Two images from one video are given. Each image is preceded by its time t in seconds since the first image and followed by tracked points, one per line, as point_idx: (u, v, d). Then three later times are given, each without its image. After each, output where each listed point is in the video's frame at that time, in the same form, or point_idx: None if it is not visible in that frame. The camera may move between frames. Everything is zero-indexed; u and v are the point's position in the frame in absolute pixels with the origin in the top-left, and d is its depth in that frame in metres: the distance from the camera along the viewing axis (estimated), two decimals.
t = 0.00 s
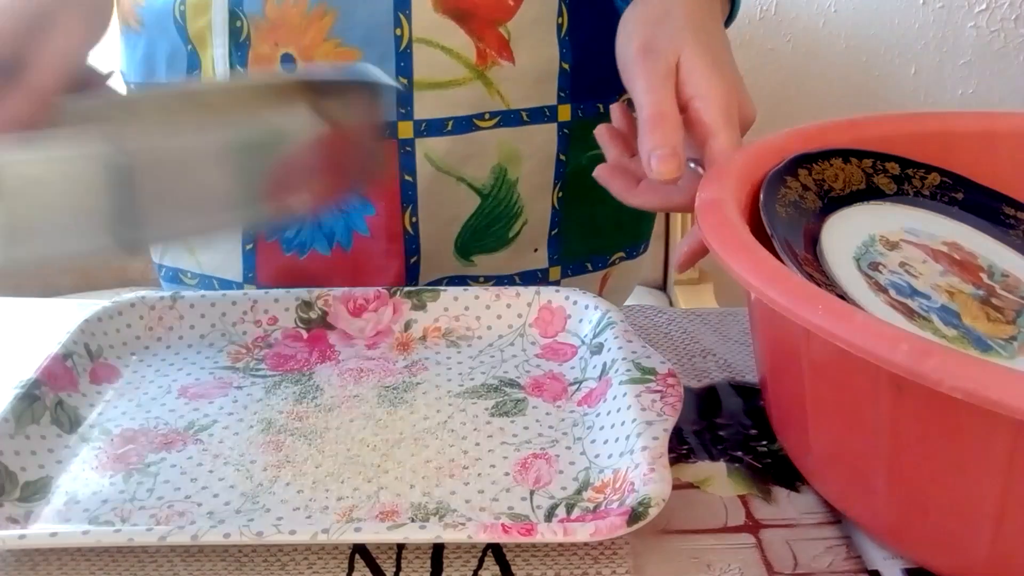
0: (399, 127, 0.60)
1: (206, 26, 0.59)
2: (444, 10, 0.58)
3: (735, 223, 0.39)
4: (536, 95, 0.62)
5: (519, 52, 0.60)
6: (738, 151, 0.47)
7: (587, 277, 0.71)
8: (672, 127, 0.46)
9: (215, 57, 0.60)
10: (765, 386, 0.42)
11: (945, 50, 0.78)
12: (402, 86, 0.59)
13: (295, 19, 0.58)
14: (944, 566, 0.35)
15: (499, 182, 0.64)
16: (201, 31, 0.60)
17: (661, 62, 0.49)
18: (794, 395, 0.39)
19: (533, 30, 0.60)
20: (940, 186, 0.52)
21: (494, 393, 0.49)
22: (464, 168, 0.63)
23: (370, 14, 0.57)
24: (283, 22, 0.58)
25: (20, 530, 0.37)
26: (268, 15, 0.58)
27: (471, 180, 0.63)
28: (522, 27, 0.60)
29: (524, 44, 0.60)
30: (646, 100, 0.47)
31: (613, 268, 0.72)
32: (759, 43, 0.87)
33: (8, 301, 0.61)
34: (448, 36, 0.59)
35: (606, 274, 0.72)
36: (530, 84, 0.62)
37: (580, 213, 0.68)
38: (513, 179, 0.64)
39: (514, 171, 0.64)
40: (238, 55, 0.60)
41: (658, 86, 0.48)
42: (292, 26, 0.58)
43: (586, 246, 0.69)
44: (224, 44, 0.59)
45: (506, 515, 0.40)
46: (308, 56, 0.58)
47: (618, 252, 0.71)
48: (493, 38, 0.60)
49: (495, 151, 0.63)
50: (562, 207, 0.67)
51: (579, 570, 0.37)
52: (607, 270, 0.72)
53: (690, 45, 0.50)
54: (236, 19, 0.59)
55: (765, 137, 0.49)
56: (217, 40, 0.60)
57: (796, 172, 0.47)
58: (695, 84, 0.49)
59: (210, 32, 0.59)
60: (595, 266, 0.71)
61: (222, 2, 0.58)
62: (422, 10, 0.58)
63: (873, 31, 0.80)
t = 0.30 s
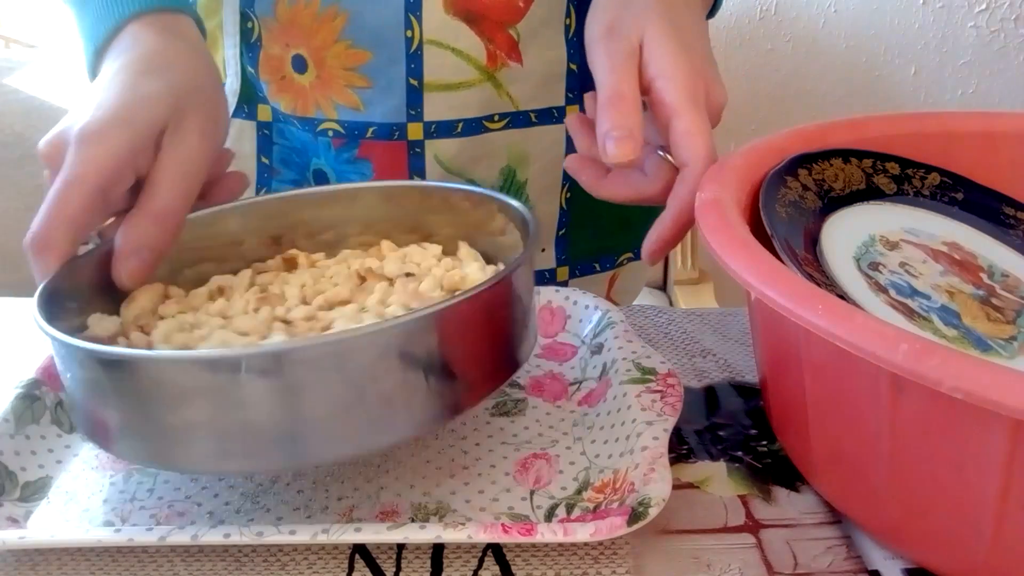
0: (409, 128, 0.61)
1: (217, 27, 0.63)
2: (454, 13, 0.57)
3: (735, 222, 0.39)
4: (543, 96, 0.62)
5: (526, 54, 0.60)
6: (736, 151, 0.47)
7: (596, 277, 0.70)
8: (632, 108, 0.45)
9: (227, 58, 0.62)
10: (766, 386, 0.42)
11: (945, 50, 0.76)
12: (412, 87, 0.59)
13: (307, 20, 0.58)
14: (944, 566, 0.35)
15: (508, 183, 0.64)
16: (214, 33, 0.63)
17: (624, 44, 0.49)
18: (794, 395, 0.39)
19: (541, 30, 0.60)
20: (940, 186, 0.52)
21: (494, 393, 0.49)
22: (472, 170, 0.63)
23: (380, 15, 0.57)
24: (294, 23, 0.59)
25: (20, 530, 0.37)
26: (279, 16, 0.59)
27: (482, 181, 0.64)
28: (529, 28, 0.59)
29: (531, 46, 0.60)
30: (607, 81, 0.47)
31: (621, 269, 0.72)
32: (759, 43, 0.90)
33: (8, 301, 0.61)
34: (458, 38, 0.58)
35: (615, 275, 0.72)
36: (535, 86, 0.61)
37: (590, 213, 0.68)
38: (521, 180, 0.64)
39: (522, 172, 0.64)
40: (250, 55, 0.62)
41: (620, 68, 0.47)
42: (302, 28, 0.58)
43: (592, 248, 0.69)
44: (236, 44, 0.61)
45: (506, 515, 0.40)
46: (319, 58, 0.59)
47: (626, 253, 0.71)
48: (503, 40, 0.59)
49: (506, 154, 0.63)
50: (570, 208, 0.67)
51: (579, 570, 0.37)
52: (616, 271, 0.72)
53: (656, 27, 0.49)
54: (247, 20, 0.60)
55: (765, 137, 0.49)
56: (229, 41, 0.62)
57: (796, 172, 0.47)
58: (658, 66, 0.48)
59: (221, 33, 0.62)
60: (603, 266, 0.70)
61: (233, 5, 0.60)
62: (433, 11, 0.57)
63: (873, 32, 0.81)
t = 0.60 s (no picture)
0: (405, 128, 0.61)
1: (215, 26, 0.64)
2: (449, 13, 0.57)
3: (734, 223, 0.39)
4: (542, 98, 0.62)
5: (524, 54, 0.60)
6: (735, 151, 0.47)
7: (598, 279, 0.70)
8: (596, 101, 0.42)
9: (225, 57, 0.63)
10: (766, 386, 0.42)
11: (945, 50, 0.77)
12: (408, 87, 0.59)
13: (302, 20, 0.58)
14: (943, 566, 0.35)
15: (507, 184, 0.64)
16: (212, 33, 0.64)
17: (593, 35, 0.45)
18: (794, 395, 0.39)
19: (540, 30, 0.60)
20: (940, 186, 0.52)
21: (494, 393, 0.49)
22: (468, 171, 0.63)
23: (374, 15, 0.57)
24: (291, 24, 0.59)
25: (20, 530, 0.37)
26: (275, 18, 0.59)
27: (478, 181, 0.63)
28: (528, 29, 0.59)
29: (530, 46, 0.60)
30: (571, 73, 0.43)
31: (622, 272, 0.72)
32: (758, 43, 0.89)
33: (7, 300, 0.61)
34: (454, 39, 0.58)
35: (615, 278, 0.71)
36: (534, 87, 0.61)
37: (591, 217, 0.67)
38: (519, 181, 0.64)
39: (521, 173, 0.64)
40: (246, 55, 0.62)
41: (585, 60, 0.44)
42: (299, 27, 0.59)
43: (592, 250, 0.69)
44: (233, 43, 0.62)
45: (506, 515, 0.40)
46: (315, 58, 0.59)
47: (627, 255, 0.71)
48: (499, 40, 0.59)
49: (502, 156, 0.63)
50: (570, 213, 0.66)
51: (579, 570, 0.37)
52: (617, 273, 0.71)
53: (627, 17, 0.45)
54: (244, 20, 0.61)
55: (764, 137, 0.49)
56: (227, 40, 0.62)
57: (796, 172, 0.47)
58: (626, 57, 0.44)
59: (219, 32, 0.63)
60: (603, 269, 0.70)
61: (230, 6, 0.61)
62: (429, 11, 0.57)
63: (872, 32, 0.81)
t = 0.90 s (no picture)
0: (402, 130, 0.61)
1: (210, 29, 0.63)
2: (447, 15, 0.58)
3: (734, 222, 0.39)
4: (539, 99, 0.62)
5: (522, 55, 0.60)
6: (736, 151, 0.47)
7: (593, 280, 0.70)
8: (577, 85, 0.42)
9: (221, 59, 0.62)
10: (766, 386, 0.42)
11: (945, 50, 0.77)
12: (404, 90, 0.59)
13: (298, 23, 0.58)
14: (943, 567, 0.35)
15: (504, 186, 0.64)
16: (207, 36, 0.63)
17: (576, 21, 0.45)
18: (793, 394, 0.39)
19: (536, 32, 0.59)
20: (940, 186, 0.52)
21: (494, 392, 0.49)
22: (466, 173, 0.63)
23: (371, 18, 0.58)
24: (287, 26, 0.59)
25: (20, 530, 0.37)
26: (271, 20, 0.59)
27: (476, 183, 0.63)
28: (525, 30, 0.59)
29: (529, 48, 0.60)
30: (554, 61, 0.43)
31: (621, 271, 0.72)
32: (759, 43, 0.89)
33: (8, 300, 0.61)
34: (453, 41, 0.58)
35: (613, 278, 0.71)
36: (532, 88, 0.61)
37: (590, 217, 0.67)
38: (517, 183, 0.64)
39: (518, 175, 0.63)
40: (243, 58, 0.61)
41: (570, 45, 0.44)
42: (295, 30, 0.59)
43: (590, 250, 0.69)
44: (229, 46, 0.61)
45: (506, 515, 0.40)
46: (312, 61, 0.59)
47: (626, 255, 0.71)
48: (497, 42, 0.59)
49: (501, 158, 0.63)
50: (568, 213, 0.66)
51: (579, 570, 0.37)
52: (616, 272, 0.71)
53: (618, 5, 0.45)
54: (240, 23, 0.60)
55: (764, 137, 0.49)
56: (222, 43, 0.61)
57: (796, 172, 0.47)
58: (611, 42, 0.44)
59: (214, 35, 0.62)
60: (601, 270, 0.70)
61: (226, 9, 0.60)
62: (427, 14, 0.58)
63: (873, 32, 0.81)
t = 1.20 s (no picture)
0: (393, 133, 0.61)
1: (203, 29, 0.63)
2: (439, 15, 0.57)
3: (734, 223, 0.39)
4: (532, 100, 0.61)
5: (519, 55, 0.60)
6: (736, 151, 0.47)
7: (587, 282, 0.70)
8: (573, 88, 0.42)
9: (212, 60, 0.62)
10: (765, 386, 0.42)
11: (945, 50, 0.77)
12: (397, 91, 0.59)
13: (290, 24, 0.58)
14: (943, 566, 0.35)
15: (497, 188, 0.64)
16: (199, 36, 0.63)
17: (573, 21, 0.46)
18: (793, 394, 0.39)
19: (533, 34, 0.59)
20: (940, 186, 0.52)
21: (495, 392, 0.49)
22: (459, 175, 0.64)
23: (363, 18, 0.57)
24: (279, 27, 0.58)
25: (20, 530, 0.37)
26: (265, 21, 0.59)
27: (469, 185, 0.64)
28: (521, 31, 0.59)
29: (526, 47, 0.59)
30: (552, 61, 0.44)
31: (615, 273, 0.72)
32: (758, 43, 0.89)
33: (8, 301, 0.61)
34: (444, 42, 0.58)
35: (608, 279, 0.71)
36: (528, 87, 0.61)
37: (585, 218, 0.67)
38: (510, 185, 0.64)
39: (511, 176, 0.64)
40: (235, 58, 0.61)
41: (566, 48, 0.44)
42: (286, 31, 0.58)
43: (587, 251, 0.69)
44: (222, 47, 0.61)
45: (506, 515, 0.40)
46: (304, 61, 0.59)
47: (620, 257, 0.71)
48: (489, 43, 0.59)
49: (492, 159, 0.63)
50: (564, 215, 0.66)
51: (579, 570, 0.37)
52: (608, 276, 0.71)
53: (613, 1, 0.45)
54: (233, 23, 0.60)
55: (764, 137, 0.49)
56: (215, 44, 0.61)
57: (796, 172, 0.47)
58: (610, 42, 0.44)
59: (208, 36, 0.62)
60: (596, 272, 0.70)
61: (219, 8, 0.60)
62: (419, 14, 0.57)
63: (873, 32, 0.81)
